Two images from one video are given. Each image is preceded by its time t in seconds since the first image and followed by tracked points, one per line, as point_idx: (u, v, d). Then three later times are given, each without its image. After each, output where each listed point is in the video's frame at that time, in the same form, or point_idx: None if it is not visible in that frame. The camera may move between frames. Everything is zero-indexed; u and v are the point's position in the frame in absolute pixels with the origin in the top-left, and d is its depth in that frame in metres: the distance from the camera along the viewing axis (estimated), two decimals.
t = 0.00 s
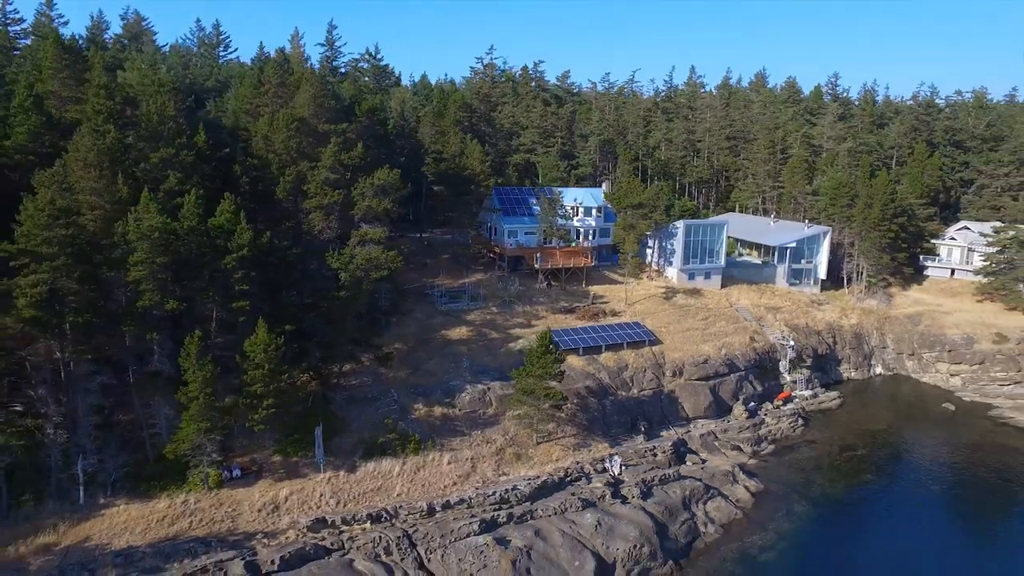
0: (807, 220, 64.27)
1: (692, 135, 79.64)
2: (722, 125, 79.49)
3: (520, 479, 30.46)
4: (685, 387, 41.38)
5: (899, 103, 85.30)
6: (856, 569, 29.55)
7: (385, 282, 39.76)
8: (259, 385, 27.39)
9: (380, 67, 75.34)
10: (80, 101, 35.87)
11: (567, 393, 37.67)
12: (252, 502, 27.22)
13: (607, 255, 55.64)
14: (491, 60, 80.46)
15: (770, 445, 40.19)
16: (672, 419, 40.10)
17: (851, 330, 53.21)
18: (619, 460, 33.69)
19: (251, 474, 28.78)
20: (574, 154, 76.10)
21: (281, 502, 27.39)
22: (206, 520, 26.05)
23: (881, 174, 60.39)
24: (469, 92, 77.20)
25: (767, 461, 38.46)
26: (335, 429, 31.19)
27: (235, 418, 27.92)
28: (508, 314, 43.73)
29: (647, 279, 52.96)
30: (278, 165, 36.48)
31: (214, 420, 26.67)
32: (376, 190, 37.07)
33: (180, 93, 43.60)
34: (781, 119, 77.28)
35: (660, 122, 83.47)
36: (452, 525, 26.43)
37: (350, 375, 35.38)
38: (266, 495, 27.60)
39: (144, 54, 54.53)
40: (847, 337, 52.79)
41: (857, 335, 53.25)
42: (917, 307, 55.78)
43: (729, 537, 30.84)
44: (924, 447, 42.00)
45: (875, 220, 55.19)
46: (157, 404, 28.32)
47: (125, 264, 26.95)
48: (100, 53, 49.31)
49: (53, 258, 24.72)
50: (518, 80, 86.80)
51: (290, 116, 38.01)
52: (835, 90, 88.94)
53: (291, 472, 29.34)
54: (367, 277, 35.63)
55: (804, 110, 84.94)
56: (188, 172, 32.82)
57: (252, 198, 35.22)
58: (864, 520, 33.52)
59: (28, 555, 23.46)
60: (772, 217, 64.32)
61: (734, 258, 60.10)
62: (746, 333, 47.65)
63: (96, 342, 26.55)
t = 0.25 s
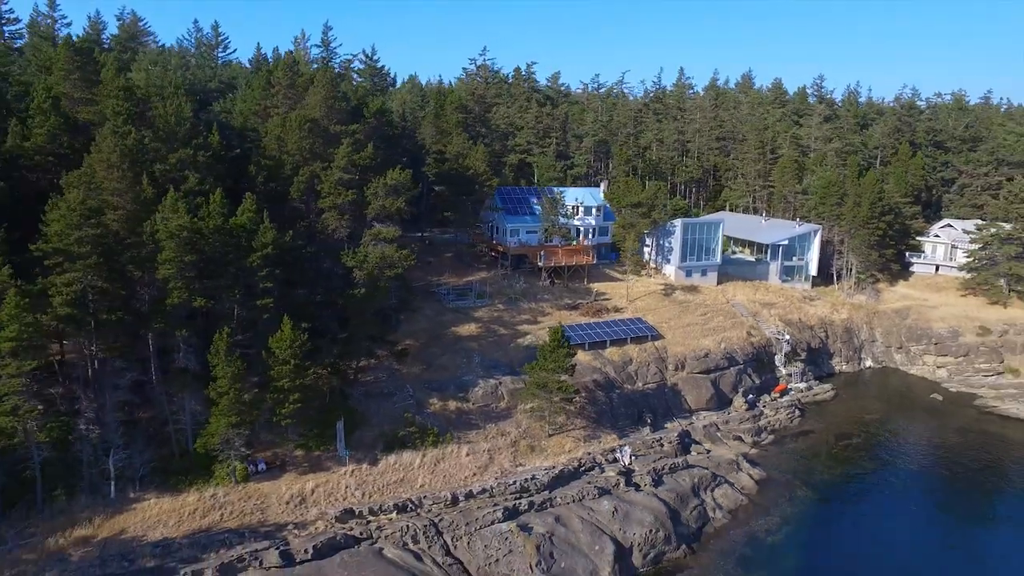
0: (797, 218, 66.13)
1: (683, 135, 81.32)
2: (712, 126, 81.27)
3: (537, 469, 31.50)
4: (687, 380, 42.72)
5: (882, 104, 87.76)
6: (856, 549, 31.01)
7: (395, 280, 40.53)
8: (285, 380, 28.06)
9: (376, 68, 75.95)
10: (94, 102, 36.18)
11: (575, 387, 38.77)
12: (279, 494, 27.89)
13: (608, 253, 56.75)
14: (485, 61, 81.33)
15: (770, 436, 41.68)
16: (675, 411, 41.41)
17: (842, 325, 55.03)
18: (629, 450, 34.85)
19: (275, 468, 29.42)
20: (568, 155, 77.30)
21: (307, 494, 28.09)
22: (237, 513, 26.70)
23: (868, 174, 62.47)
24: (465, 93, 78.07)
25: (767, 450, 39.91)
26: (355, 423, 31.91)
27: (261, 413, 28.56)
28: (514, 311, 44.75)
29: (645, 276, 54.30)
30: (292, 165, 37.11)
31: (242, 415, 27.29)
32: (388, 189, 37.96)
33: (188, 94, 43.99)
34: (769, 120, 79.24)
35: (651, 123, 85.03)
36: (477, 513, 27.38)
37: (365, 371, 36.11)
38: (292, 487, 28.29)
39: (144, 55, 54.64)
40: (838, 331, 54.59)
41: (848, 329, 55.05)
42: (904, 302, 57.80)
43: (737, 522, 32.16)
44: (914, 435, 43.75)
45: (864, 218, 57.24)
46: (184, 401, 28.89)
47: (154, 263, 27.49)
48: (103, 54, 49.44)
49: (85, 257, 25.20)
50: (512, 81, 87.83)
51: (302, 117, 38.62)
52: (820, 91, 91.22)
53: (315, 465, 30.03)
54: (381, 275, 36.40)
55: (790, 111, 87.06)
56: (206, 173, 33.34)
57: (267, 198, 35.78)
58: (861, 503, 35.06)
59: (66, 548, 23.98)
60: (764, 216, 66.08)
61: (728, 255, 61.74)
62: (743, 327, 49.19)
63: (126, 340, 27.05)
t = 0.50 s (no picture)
0: (788, 216, 67.87)
1: (675, 135, 82.78)
2: (704, 126, 82.83)
3: (550, 460, 32.54)
4: (688, 374, 43.98)
5: (867, 105, 89.94)
6: (854, 533, 32.33)
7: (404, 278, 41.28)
8: (308, 375, 28.71)
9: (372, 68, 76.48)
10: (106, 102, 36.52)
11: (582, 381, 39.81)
12: (302, 486, 28.53)
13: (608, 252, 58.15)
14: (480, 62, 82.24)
15: (769, 427, 43.07)
16: (677, 404, 42.65)
17: (834, 320, 56.66)
18: (637, 441, 35.98)
19: (296, 461, 30.04)
20: (563, 154, 78.46)
21: (330, 486, 28.76)
22: (262, 505, 27.31)
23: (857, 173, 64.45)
24: (461, 93, 78.82)
25: (767, 441, 41.26)
26: (372, 417, 32.62)
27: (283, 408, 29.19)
28: (519, 308, 45.73)
29: (643, 273, 55.52)
30: (304, 165, 37.70)
31: (267, 409, 27.94)
32: (400, 189, 38.95)
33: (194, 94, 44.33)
34: (759, 120, 80.98)
35: (643, 123, 86.42)
36: (497, 502, 28.34)
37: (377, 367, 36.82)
38: (315, 480, 28.94)
39: (145, 56, 54.82)
40: (830, 326, 56.20)
41: (839, 324, 56.72)
42: (893, 297, 59.62)
43: (742, 508, 33.43)
44: (905, 426, 45.34)
45: (854, 216, 59.21)
46: (206, 396, 29.47)
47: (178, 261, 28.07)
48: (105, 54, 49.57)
49: (114, 256, 25.74)
50: (506, 81, 88.76)
51: (312, 117, 39.22)
52: (808, 92, 93.23)
53: (335, 458, 30.69)
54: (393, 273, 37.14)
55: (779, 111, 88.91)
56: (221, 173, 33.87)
57: (280, 197, 36.35)
58: (857, 490, 36.44)
59: (99, 540, 24.52)
60: (756, 214, 67.60)
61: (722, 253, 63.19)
62: (740, 323, 50.58)
63: (152, 336, 27.60)
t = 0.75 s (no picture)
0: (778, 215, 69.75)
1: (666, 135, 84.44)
2: (694, 126, 84.61)
3: (563, 449, 33.72)
4: (689, 367, 45.41)
5: (851, 106, 92.33)
6: (853, 516, 33.73)
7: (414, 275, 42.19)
8: (331, 369, 29.49)
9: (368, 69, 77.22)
10: (120, 102, 36.91)
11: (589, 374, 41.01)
12: (327, 477, 29.30)
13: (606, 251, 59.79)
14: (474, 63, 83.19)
15: (766, 417, 44.64)
16: (679, 396, 44.05)
17: (825, 314, 58.49)
18: (644, 431, 37.24)
19: (318, 454, 30.81)
20: (558, 154, 79.70)
21: (353, 477, 29.54)
22: (289, 495, 28.05)
23: (846, 172, 66.37)
24: (456, 93, 79.81)
25: (765, 430, 42.75)
26: (389, 411, 33.45)
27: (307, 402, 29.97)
28: (524, 305, 46.85)
29: (641, 271, 56.93)
30: (316, 164, 38.43)
31: (293, 402, 28.65)
32: (409, 189, 39.71)
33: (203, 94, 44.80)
34: (748, 120, 82.91)
35: (635, 123, 88.07)
36: (517, 489, 29.45)
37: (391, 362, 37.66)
38: (338, 471, 29.71)
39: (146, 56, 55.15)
40: (821, 320, 57.98)
41: (830, 318, 58.56)
42: (881, 292, 61.62)
43: (746, 494, 34.84)
44: (896, 416, 47.05)
45: (845, 212, 60.71)
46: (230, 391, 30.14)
47: (204, 257, 28.61)
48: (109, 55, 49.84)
49: (144, 254, 26.37)
50: (499, 82, 89.87)
51: (323, 118, 39.96)
52: (794, 93, 95.44)
53: (355, 450, 31.47)
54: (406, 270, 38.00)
55: (767, 112, 91.04)
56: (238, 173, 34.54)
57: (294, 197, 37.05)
58: (853, 476, 37.93)
59: (134, 530, 25.17)
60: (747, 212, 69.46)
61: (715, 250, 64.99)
62: (736, 317, 52.17)
63: (179, 332, 28.23)
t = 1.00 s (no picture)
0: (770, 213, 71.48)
1: (659, 135, 86.06)
2: (687, 126, 86.26)
3: (573, 440, 34.80)
4: (689, 360, 46.75)
5: (838, 105, 94.37)
6: (850, 502, 35.04)
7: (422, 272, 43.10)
8: (351, 363, 30.25)
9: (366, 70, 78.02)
10: (132, 103, 37.38)
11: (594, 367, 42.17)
12: (347, 469, 30.05)
13: (604, 248, 61.35)
14: (469, 63, 84.12)
15: (764, 408, 46.06)
16: (680, 388, 45.36)
17: (817, 309, 60.15)
18: (650, 422, 38.44)
19: (337, 446, 31.54)
20: (554, 153, 80.87)
21: (373, 468, 30.33)
22: (312, 486, 28.79)
23: (836, 171, 68.26)
24: (453, 93, 80.84)
25: (764, 421, 44.13)
26: (404, 404, 34.25)
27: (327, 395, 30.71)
28: (528, 301, 47.97)
29: (640, 268, 58.30)
30: (328, 164, 39.18)
31: (314, 396, 29.36)
32: (419, 188, 40.58)
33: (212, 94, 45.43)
34: (739, 120, 84.72)
35: (628, 123, 89.62)
36: (532, 478, 30.51)
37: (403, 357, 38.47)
38: (358, 462, 30.46)
39: (151, 58, 55.67)
40: (814, 315, 59.63)
41: (822, 313, 60.21)
42: (870, 288, 63.47)
43: (749, 481, 36.13)
44: (888, 407, 48.57)
45: (835, 210, 62.68)
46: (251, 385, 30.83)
47: (226, 254, 29.17)
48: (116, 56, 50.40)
49: (170, 251, 27.04)
50: (494, 83, 91.08)
51: (333, 118, 40.70)
52: (784, 93, 97.41)
53: (373, 443, 32.22)
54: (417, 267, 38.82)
55: (757, 112, 92.92)
56: (253, 174, 35.27)
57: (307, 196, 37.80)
58: (850, 464, 39.27)
59: (164, 521, 25.85)
60: (740, 210, 71.16)
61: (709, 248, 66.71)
62: (733, 312, 53.65)
63: (203, 328, 28.89)
